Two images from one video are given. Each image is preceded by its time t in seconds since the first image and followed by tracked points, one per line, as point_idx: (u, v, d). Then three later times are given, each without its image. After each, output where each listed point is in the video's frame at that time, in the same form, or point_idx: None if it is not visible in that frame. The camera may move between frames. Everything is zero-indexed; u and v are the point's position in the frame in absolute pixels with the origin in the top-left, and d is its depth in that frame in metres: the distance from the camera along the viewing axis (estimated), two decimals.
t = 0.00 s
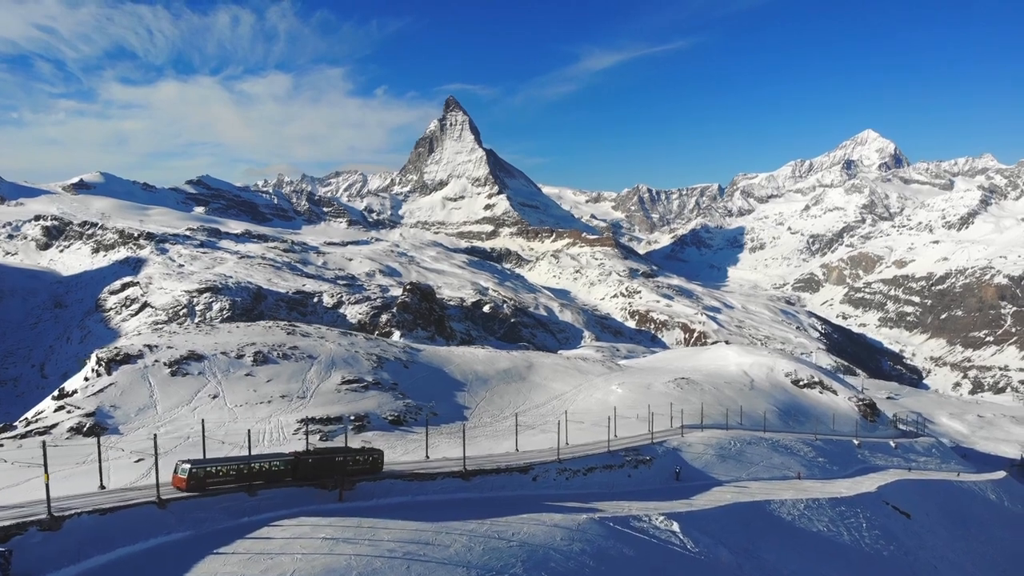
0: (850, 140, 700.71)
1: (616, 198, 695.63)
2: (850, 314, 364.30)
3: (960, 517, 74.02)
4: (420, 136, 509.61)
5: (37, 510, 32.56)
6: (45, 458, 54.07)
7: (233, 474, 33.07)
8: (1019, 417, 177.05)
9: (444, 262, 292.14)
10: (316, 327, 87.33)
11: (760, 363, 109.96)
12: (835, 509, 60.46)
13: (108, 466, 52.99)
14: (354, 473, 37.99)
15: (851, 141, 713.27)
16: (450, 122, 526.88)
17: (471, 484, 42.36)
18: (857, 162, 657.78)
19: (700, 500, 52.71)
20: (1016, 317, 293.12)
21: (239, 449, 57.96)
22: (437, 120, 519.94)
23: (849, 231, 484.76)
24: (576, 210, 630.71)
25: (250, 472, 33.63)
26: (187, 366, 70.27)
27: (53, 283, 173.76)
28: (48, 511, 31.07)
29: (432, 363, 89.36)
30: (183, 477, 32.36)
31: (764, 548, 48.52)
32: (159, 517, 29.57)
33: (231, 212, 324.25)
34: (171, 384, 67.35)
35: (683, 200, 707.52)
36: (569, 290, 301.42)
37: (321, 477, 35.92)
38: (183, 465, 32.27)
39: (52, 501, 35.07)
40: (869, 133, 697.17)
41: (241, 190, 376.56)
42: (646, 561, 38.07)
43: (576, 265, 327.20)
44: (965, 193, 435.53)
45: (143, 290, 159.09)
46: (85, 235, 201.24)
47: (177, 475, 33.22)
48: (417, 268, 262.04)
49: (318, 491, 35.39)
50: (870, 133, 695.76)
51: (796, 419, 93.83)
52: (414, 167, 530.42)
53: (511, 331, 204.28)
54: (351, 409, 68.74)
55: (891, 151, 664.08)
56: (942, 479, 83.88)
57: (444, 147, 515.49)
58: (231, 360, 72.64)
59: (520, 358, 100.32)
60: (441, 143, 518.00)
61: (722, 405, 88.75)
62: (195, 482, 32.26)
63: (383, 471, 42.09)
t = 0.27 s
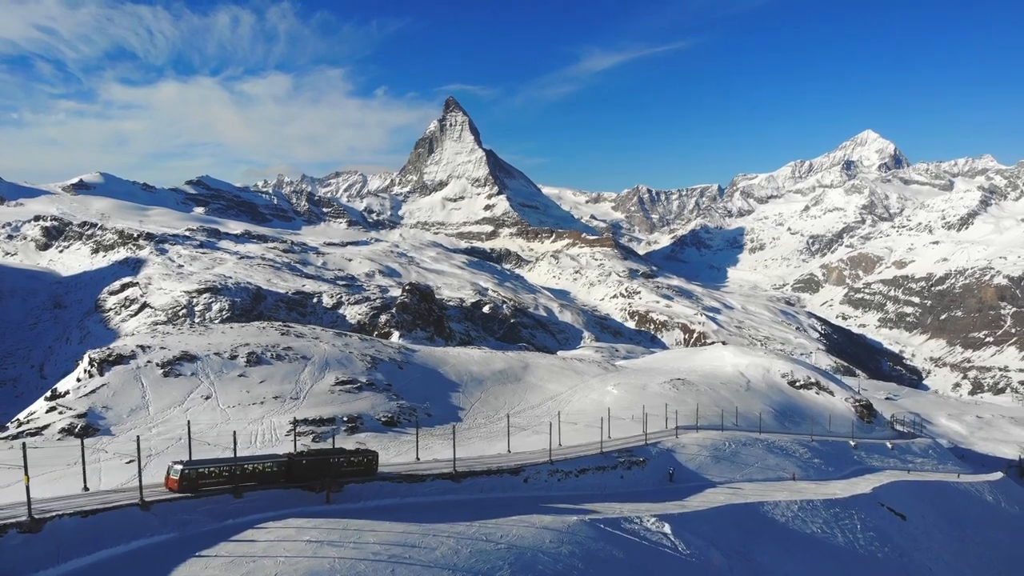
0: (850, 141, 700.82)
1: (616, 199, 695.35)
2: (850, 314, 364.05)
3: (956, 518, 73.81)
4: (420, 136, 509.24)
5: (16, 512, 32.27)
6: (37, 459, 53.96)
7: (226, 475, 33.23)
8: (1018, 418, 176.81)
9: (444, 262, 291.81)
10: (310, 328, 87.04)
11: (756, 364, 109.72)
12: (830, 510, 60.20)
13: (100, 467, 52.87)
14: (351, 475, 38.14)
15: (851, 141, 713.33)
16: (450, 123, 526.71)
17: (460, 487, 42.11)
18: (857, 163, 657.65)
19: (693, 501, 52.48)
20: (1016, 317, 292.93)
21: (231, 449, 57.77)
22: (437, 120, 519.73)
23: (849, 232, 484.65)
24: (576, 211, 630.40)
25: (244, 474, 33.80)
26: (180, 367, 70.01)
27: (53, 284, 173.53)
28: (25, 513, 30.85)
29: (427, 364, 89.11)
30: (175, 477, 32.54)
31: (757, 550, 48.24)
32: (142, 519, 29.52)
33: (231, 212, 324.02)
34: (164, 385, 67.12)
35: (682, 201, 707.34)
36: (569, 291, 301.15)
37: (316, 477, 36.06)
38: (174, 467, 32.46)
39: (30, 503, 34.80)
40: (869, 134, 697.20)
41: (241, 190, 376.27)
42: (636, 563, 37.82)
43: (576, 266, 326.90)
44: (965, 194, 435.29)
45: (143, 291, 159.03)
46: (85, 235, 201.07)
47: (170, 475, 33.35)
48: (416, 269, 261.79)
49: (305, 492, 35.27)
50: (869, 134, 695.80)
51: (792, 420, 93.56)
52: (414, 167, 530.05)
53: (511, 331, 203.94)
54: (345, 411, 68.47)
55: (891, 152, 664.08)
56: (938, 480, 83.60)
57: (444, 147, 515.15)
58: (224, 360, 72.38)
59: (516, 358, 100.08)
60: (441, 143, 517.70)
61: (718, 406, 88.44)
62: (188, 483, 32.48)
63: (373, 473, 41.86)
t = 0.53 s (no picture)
0: (850, 141, 700.86)
1: (616, 199, 695.13)
2: (849, 314, 363.95)
3: (951, 520, 73.57)
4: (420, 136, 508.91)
5: None
6: (27, 460, 53.81)
7: (217, 477, 34.09)
8: (1016, 418, 176.55)
9: (443, 263, 291.53)
10: (304, 329, 86.76)
11: (752, 364, 109.53)
12: (823, 512, 59.93)
13: (90, 468, 52.73)
14: (345, 476, 38.64)
15: (851, 142, 713.37)
16: (450, 123, 526.07)
17: (448, 488, 41.95)
18: (857, 163, 657.66)
19: (684, 503, 52.25)
20: (1016, 318, 292.82)
21: (223, 451, 57.57)
22: (437, 120, 519.51)
23: (849, 232, 484.62)
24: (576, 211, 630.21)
25: (234, 475, 34.63)
26: (171, 367, 69.72)
27: (52, 284, 173.24)
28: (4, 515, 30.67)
29: (421, 365, 88.87)
30: (166, 479, 33.44)
31: (748, 553, 47.99)
32: (122, 521, 29.37)
33: (231, 212, 323.71)
34: (155, 385, 66.85)
35: (682, 201, 707.08)
36: (568, 291, 300.94)
37: (308, 477, 36.69)
38: (166, 468, 32.82)
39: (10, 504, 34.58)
40: (869, 134, 697.28)
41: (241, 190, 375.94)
42: (624, 565, 37.59)
43: (576, 266, 326.70)
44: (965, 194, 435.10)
45: (142, 291, 158.89)
46: (84, 235, 200.86)
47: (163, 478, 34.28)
48: (416, 269, 261.54)
49: (289, 494, 35.19)
50: (869, 134, 695.90)
51: (787, 421, 93.39)
52: (414, 167, 529.64)
53: (511, 331, 203.62)
54: (337, 412, 68.24)
55: (891, 152, 664.26)
56: (934, 481, 83.35)
57: (444, 147, 514.82)
58: (216, 361, 72.10)
59: (511, 359, 99.83)
60: (441, 144, 517.43)
61: (713, 407, 88.22)
62: (179, 485, 33.42)
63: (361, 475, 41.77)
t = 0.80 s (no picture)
0: (850, 142, 700.83)
1: (616, 199, 694.93)
2: (849, 315, 363.99)
3: (946, 522, 73.34)
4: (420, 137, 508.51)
5: None
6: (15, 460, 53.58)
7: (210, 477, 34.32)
8: (1015, 419, 176.28)
9: (443, 263, 291.22)
10: (297, 329, 86.53)
11: (747, 364, 109.39)
12: (815, 514, 59.64)
13: (79, 469, 52.56)
14: (338, 477, 38.84)
15: (851, 142, 713.34)
16: (450, 123, 525.94)
17: (435, 489, 41.72)
18: (857, 163, 657.50)
19: (674, 505, 52.06)
20: (1016, 318, 292.70)
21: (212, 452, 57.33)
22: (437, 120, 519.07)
23: (848, 232, 484.66)
24: (575, 211, 630.11)
25: (225, 476, 34.75)
26: (163, 368, 69.44)
27: (52, 284, 172.97)
28: None
29: (415, 365, 88.65)
30: (157, 479, 33.62)
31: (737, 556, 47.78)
32: (101, 524, 29.31)
33: (231, 213, 323.44)
34: (145, 386, 66.59)
35: (682, 202, 706.99)
36: (568, 292, 300.79)
37: (303, 478, 36.78)
38: (158, 469, 33.43)
39: None
40: (869, 134, 697.08)
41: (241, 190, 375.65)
42: (611, 568, 37.29)
43: (576, 266, 326.47)
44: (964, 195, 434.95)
45: (142, 291, 158.77)
46: (84, 235, 200.63)
47: (152, 478, 34.43)
48: (416, 269, 261.37)
49: (273, 497, 35.11)
50: (869, 134, 695.86)
51: (781, 422, 93.21)
52: (414, 167, 529.26)
53: (511, 331, 203.21)
54: (328, 413, 67.98)
55: (891, 153, 664.30)
56: (929, 482, 83.17)
57: (444, 148, 514.37)
58: (207, 361, 71.85)
59: (506, 359, 99.61)
60: (441, 144, 517.10)
61: (707, 408, 88.07)
62: (169, 485, 33.55)
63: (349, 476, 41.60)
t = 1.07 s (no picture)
0: (850, 142, 700.94)
1: (616, 199, 694.63)
2: (849, 315, 363.83)
3: (941, 522, 73.21)
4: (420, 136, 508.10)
5: None
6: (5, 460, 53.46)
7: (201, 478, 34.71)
8: (1014, 419, 176.16)
9: (443, 263, 290.97)
10: (291, 329, 86.34)
11: (743, 365, 109.20)
12: (808, 515, 59.46)
13: (70, 470, 52.40)
14: (330, 479, 39.05)
15: (851, 142, 713.38)
16: (450, 123, 525.74)
17: (424, 491, 41.56)
18: (857, 163, 657.30)
19: (667, 506, 51.89)
20: (1015, 318, 292.59)
21: (203, 453, 57.17)
22: (437, 120, 518.77)
23: (848, 232, 484.47)
24: (575, 211, 630.07)
25: (216, 478, 35.09)
26: (155, 368, 69.28)
27: (51, 284, 172.87)
28: None
29: (410, 365, 88.46)
30: (151, 480, 34.43)
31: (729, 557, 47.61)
32: (83, 525, 29.20)
33: (231, 213, 323.19)
34: (137, 386, 66.40)
35: (682, 202, 707.05)
36: (568, 291, 300.58)
37: (294, 480, 37.08)
38: (151, 470, 33.87)
39: None
40: (869, 134, 697.04)
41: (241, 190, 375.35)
42: (600, 570, 37.18)
43: (576, 266, 326.26)
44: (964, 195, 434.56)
45: (141, 291, 158.67)
46: (83, 235, 200.34)
47: (146, 478, 34.82)
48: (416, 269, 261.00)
49: (259, 499, 35.15)
50: (869, 134, 695.88)
51: (777, 422, 93.07)
52: (414, 167, 528.86)
53: (510, 332, 202.98)
54: (322, 414, 67.79)
55: (891, 153, 664.53)
56: (925, 483, 82.93)
57: (444, 148, 514.10)
58: (200, 362, 71.64)
59: (502, 359, 99.47)
60: (441, 144, 516.81)
61: (702, 408, 87.93)
62: (162, 486, 34.18)
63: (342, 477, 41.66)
